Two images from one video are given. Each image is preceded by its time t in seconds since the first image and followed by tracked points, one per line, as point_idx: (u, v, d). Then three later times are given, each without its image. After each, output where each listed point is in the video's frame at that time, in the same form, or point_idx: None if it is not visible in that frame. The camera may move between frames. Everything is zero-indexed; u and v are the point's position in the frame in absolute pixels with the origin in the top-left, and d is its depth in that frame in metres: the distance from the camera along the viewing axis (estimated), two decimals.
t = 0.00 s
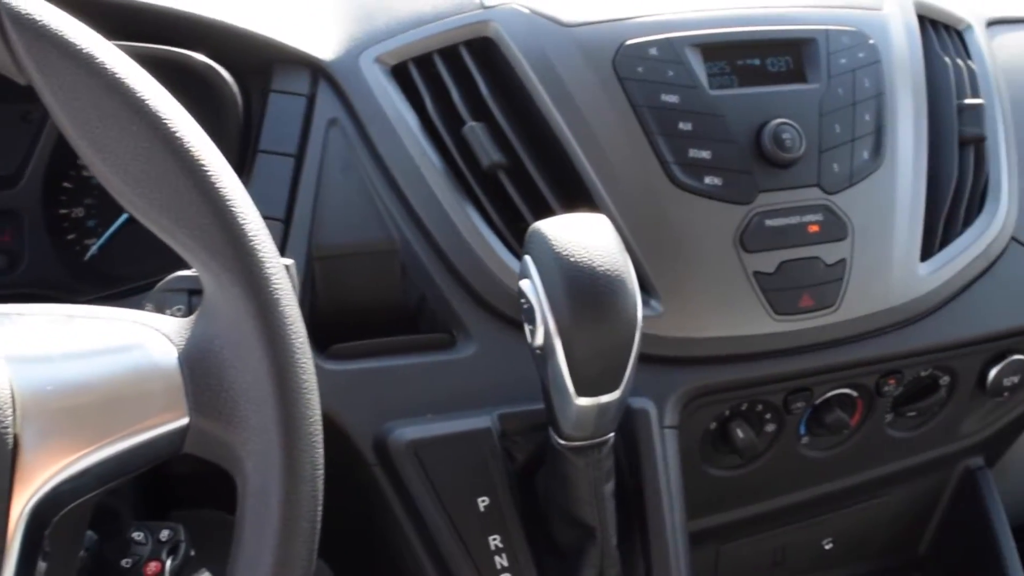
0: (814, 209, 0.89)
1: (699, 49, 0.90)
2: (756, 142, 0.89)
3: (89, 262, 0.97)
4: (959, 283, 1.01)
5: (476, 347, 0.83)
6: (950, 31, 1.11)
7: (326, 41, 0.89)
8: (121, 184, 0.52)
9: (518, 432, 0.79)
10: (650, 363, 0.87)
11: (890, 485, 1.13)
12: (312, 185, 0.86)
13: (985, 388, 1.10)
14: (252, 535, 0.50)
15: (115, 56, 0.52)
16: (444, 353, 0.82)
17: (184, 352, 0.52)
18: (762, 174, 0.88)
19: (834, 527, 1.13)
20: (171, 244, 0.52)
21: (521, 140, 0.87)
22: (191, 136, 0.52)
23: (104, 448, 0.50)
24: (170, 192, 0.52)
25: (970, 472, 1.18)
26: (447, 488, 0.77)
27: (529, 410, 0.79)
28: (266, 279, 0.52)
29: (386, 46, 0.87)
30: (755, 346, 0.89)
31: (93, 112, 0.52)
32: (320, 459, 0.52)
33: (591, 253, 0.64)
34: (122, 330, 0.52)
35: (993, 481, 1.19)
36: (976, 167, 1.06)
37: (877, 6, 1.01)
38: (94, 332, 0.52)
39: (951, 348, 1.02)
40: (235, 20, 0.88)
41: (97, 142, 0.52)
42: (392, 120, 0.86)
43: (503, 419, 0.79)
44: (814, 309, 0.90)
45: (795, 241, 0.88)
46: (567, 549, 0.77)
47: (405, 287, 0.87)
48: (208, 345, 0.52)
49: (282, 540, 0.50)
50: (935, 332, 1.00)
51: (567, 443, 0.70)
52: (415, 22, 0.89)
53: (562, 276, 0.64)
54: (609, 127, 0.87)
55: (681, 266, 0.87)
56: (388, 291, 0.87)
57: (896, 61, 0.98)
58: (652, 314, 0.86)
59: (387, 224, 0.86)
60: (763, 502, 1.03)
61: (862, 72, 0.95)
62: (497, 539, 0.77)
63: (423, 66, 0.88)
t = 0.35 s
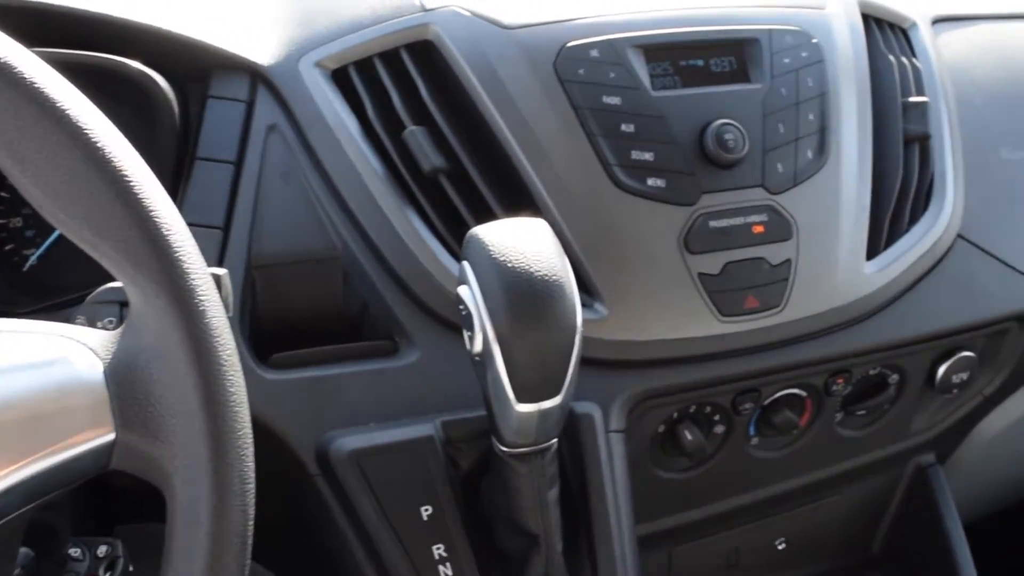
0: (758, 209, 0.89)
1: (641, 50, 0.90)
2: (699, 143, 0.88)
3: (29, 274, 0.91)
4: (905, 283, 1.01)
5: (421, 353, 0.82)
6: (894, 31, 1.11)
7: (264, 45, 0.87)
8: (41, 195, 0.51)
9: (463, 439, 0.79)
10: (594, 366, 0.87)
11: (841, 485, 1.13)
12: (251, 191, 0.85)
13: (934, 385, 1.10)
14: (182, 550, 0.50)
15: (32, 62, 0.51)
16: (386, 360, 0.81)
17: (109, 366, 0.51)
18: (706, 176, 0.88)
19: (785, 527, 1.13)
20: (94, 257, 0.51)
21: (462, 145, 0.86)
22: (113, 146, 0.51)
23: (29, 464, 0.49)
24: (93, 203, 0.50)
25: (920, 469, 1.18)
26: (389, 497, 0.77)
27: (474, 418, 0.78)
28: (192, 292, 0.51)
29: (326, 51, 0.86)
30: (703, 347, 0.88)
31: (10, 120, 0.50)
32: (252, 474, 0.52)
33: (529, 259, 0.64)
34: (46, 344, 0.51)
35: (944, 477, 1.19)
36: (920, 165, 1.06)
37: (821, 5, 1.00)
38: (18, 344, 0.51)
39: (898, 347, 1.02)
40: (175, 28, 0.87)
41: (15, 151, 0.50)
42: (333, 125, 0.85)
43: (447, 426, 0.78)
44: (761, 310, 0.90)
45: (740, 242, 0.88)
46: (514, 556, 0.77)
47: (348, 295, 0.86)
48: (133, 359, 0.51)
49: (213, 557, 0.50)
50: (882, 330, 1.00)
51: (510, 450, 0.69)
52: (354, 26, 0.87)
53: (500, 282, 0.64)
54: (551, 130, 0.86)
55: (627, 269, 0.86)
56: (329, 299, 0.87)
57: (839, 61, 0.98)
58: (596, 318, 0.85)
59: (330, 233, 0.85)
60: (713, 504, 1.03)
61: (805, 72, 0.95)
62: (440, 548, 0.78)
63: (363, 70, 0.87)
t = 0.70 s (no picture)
0: (690, 212, 0.89)
1: (573, 54, 0.89)
2: (631, 147, 0.88)
3: None
4: (841, 283, 1.02)
5: (352, 361, 0.82)
6: (829, 31, 1.11)
7: (192, 53, 0.86)
8: None
9: (395, 448, 0.80)
10: (528, 372, 0.87)
11: (785, 484, 1.13)
12: (180, 202, 0.83)
13: (874, 383, 1.10)
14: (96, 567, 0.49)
15: None
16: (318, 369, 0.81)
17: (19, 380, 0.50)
18: (639, 180, 0.88)
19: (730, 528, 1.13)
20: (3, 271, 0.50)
21: (394, 151, 0.86)
22: (21, 159, 0.50)
23: None
24: None
25: (863, 468, 1.19)
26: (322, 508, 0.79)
27: (402, 427, 0.80)
28: (101, 304, 0.50)
29: (255, 58, 0.85)
30: (637, 352, 0.89)
31: None
32: (167, 485, 0.51)
33: (452, 266, 0.63)
34: None
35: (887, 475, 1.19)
36: (856, 166, 1.06)
37: (755, 6, 1.00)
38: None
39: (835, 347, 1.02)
40: (103, 36, 0.86)
41: None
42: (263, 132, 0.84)
43: (377, 435, 0.79)
44: (695, 313, 0.90)
45: (673, 246, 0.88)
46: (449, 564, 0.78)
47: (281, 304, 0.85)
48: (42, 372, 0.50)
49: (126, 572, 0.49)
50: (820, 330, 1.00)
51: (440, 459, 0.68)
52: (282, 33, 0.87)
53: (425, 290, 0.63)
54: (482, 136, 0.86)
55: (559, 274, 0.86)
56: (262, 307, 0.85)
57: (773, 63, 0.98)
58: (530, 323, 0.86)
59: (259, 242, 0.84)
60: (656, 507, 1.03)
61: (738, 73, 0.95)
62: (372, 558, 0.79)
63: (294, 78, 0.86)
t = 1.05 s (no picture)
0: (615, 220, 0.89)
1: (497, 61, 0.88)
2: (555, 155, 0.88)
3: None
4: (768, 289, 1.01)
5: (272, 374, 0.82)
6: (758, 38, 1.11)
7: (109, 60, 0.84)
8: None
9: (315, 462, 0.80)
10: (451, 382, 0.86)
11: (717, 491, 1.14)
12: (97, 214, 0.82)
13: (804, 389, 1.11)
14: None
15: None
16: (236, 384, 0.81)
17: None
18: (563, 189, 0.88)
19: (663, 535, 1.13)
20: None
21: (315, 161, 0.85)
22: None
23: None
24: None
25: (796, 473, 1.19)
26: (239, 523, 0.79)
27: (322, 440, 0.80)
28: None
29: (176, 67, 0.84)
30: (563, 361, 0.89)
31: None
32: (65, 496, 0.52)
33: (366, 278, 0.63)
34: None
35: (818, 479, 1.20)
36: (783, 173, 1.07)
37: (682, 14, 1.00)
38: None
39: (763, 352, 1.03)
40: (21, 45, 0.84)
41: None
42: (182, 141, 0.83)
43: (297, 448, 0.79)
44: (620, 321, 0.90)
45: (597, 254, 0.88)
46: None
47: (201, 317, 0.84)
48: None
49: None
50: (747, 337, 1.00)
51: (358, 472, 0.67)
52: (203, 41, 0.85)
53: (338, 302, 0.63)
54: (404, 145, 0.85)
55: (482, 284, 0.86)
56: (182, 321, 0.84)
57: (699, 72, 0.98)
58: (454, 333, 0.85)
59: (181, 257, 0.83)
60: (585, 515, 1.03)
61: (664, 81, 0.95)
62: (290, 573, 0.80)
63: (215, 87, 0.85)
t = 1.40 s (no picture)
0: (559, 233, 0.89)
1: (440, 74, 0.88)
2: (499, 168, 0.88)
3: None
4: (714, 301, 1.02)
5: (214, 389, 0.81)
6: (706, 50, 1.11)
7: (50, 71, 0.83)
8: None
9: (256, 477, 0.79)
10: (395, 396, 0.86)
11: (667, 502, 1.14)
12: (36, 226, 0.81)
13: (752, 400, 1.11)
14: None
15: None
16: (174, 398, 0.80)
17: None
18: (507, 201, 0.88)
19: (612, 547, 1.13)
20: None
21: (257, 174, 0.85)
22: None
23: None
24: None
25: (746, 483, 1.19)
26: (177, 539, 0.78)
27: (263, 456, 0.79)
28: None
29: (118, 77, 0.83)
30: (508, 374, 0.89)
31: None
32: None
33: (304, 293, 0.63)
34: None
35: (769, 490, 1.20)
36: (729, 184, 1.07)
37: (627, 27, 1.00)
38: None
39: (711, 364, 1.03)
40: None
41: None
42: (123, 152, 0.82)
43: (238, 464, 0.79)
44: (564, 335, 0.90)
45: (541, 267, 0.88)
46: None
47: (139, 331, 0.84)
48: None
49: None
50: (694, 349, 1.01)
51: (297, 489, 0.66)
52: (145, 52, 0.85)
53: (273, 316, 0.62)
54: (347, 158, 0.85)
55: (426, 296, 0.86)
56: (120, 334, 0.83)
57: (645, 84, 0.98)
58: (397, 347, 0.85)
59: (121, 267, 0.82)
60: (532, 528, 1.03)
61: (609, 94, 0.95)
62: None
63: (157, 98, 0.84)
